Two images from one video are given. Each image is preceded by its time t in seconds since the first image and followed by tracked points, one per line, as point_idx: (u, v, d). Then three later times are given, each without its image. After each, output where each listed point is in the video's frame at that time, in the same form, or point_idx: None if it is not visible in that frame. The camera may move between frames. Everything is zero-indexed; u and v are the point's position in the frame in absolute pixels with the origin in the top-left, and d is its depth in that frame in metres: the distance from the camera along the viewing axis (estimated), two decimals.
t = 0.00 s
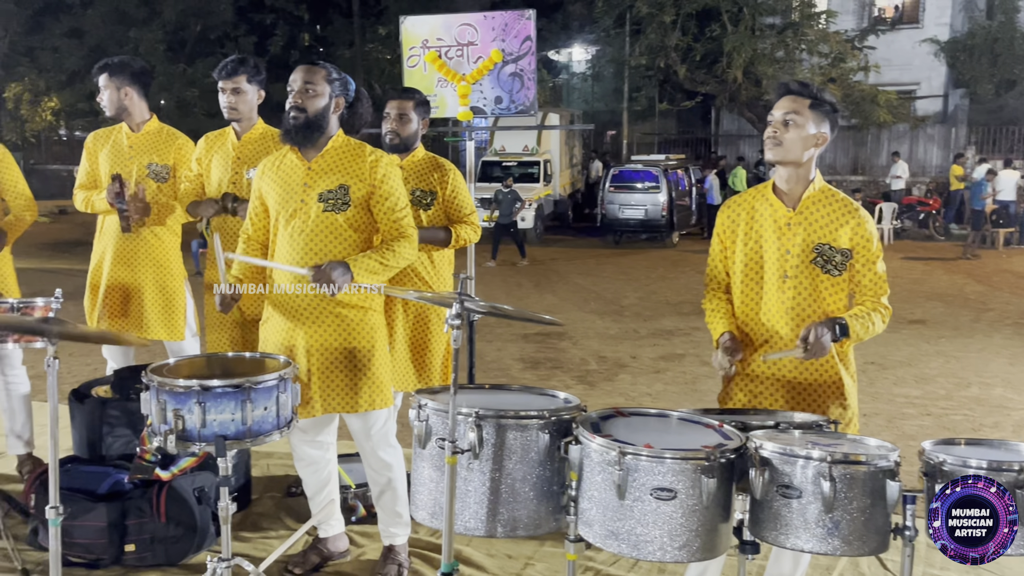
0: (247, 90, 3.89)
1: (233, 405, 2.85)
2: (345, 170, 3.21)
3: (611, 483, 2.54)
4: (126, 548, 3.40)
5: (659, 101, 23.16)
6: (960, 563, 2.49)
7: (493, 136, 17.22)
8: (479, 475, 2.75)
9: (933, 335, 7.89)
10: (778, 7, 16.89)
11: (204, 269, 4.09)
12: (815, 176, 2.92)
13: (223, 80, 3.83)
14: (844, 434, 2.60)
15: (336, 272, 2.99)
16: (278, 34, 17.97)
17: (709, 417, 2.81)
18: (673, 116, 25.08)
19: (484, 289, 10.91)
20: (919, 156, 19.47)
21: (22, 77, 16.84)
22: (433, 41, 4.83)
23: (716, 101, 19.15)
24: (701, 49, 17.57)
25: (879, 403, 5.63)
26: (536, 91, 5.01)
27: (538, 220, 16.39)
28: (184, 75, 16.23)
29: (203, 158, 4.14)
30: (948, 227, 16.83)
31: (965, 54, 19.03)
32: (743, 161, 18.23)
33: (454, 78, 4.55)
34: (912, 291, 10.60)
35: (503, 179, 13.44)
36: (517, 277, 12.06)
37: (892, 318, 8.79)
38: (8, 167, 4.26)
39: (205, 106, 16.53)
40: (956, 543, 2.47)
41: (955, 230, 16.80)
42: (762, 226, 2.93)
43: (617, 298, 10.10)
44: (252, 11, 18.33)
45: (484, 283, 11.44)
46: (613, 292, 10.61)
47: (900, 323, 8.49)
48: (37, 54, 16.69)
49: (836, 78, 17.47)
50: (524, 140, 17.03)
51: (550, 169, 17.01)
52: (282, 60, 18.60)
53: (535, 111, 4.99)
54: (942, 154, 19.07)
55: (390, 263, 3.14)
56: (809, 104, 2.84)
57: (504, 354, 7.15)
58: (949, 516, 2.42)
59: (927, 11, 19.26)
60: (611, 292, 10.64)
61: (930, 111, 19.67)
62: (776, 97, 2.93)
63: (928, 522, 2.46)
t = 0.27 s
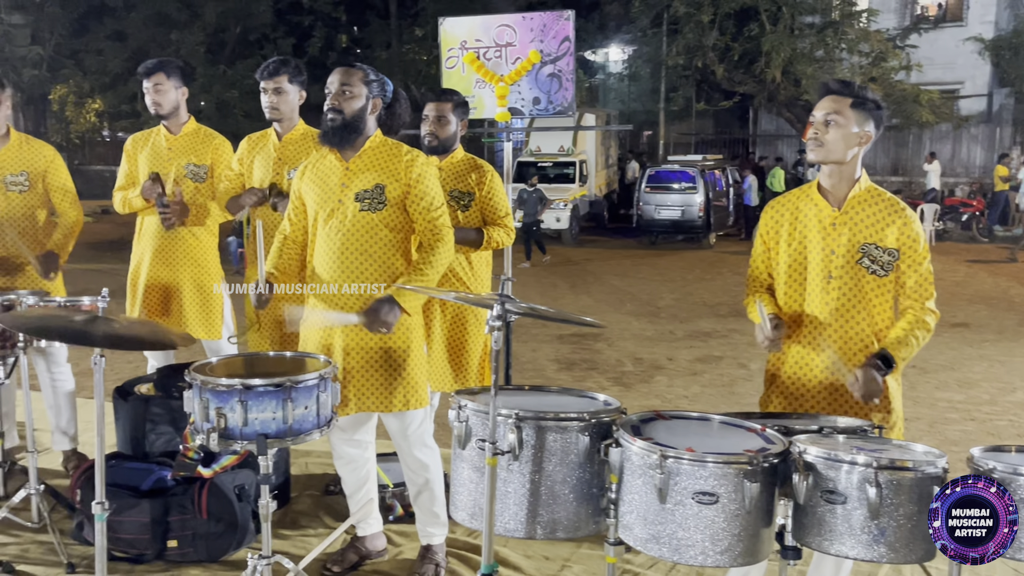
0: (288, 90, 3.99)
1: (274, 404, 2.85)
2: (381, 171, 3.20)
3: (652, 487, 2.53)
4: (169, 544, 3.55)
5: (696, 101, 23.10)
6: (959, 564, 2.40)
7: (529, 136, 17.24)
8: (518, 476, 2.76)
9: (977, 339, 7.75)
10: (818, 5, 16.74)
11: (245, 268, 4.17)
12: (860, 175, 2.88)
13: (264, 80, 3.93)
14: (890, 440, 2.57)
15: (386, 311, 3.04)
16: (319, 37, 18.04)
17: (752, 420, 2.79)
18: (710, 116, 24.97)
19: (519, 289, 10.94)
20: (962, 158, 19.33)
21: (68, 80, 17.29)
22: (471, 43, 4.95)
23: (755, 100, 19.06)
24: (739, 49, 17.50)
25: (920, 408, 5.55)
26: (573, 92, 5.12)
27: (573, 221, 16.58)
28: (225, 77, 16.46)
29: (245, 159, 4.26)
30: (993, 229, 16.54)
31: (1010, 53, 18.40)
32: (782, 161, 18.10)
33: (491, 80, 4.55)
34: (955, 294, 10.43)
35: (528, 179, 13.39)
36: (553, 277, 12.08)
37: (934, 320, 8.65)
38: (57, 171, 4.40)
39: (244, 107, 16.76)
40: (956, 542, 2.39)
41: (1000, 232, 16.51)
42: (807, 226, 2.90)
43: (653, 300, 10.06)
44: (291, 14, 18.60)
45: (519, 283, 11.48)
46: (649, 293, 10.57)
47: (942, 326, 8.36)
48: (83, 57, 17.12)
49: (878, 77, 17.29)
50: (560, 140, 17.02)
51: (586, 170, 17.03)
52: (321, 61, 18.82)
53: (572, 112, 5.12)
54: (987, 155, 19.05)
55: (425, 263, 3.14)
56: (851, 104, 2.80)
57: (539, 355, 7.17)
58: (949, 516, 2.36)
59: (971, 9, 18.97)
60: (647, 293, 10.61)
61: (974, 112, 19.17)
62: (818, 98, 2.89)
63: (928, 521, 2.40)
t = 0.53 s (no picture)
0: (330, 90, 4.07)
1: (316, 402, 2.87)
2: (422, 172, 3.22)
3: (694, 489, 2.52)
4: (210, 539, 3.61)
5: (734, 101, 22.99)
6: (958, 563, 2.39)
7: (565, 136, 17.27)
8: (558, 477, 2.85)
9: None
10: (860, 3, 16.54)
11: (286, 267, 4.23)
12: (909, 178, 2.86)
13: (307, 80, 4.01)
14: (936, 444, 2.53)
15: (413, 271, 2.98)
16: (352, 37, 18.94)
17: (795, 423, 2.77)
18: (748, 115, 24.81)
19: (555, 289, 10.97)
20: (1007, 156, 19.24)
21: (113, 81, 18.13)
22: (510, 43, 5.13)
23: (794, 100, 18.92)
24: (779, 48, 17.39)
25: (964, 412, 5.45)
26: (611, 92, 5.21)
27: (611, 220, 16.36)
28: (264, 78, 16.84)
29: (286, 160, 4.32)
30: None
31: None
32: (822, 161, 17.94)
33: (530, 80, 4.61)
34: (1002, 296, 10.21)
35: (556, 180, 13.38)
36: (588, 277, 12.09)
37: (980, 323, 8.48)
38: (107, 172, 4.49)
39: (283, 108, 17.04)
40: (955, 543, 2.38)
41: None
42: (853, 229, 2.91)
43: (690, 300, 10.02)
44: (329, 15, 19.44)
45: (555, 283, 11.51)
46: (685, 294, 10.53)
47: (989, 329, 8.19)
48: (127, 60, 17.94)
49: (921, 75, 17.04)
50: (596, 140, 16.99)
51: (622, 170, 17.03)
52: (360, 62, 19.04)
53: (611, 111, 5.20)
54: None
55: (465, 261, 3.14)
56: (897, 107, 2.77)
57: (575, 355, 7.19)
58: (950, 516, 2.33)
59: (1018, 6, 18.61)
60: (684, 294, 10.55)
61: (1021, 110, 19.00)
62: (862, 100, 2.88)
63: (928, 523, 2.35)
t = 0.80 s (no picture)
0: (367, 91, 4.13)
1: (356, 400, 2.89)
2: (459, 171, 3.23)
3: (734, 491, 2.50)
4: (250, 535, 3.66)
5: (774, 100, 22.85)
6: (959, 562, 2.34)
7: (602, 136, 17.28)
8: (597, 477, 2.84)
9: None
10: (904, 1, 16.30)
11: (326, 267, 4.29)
12: (958, 178, 2.83)
13: (345, 82, 4.08)
14: (982, 448, 2.48)
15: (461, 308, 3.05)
16: (392, 38, 19.60)
17: (837, 426, 2.74)
18: (788, 115, 24.59)
19: (592, 288, 10.98)
20: None
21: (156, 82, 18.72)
22: (548, 43, 5.15)
23: (835, 99, 18.75)
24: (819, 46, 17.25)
25: (1012, 418, 5.33)
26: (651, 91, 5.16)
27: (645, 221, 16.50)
28: (304, 78, 17.16)
29: (325, 160, 4.36)
30: None
31: None
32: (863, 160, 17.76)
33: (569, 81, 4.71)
34: None
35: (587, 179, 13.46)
36: (625, 277, 12.07)
37: None
38: (153, 172, 4.58)
39: (322, 108, 17.32)
40: (956, 543, 2.35)
41: None
42: (901, 229, 2.88)
43: (728, 302, 9.94)
44: (368, 16, 19.92)
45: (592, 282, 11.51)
46: (723, 295, 10.45)
47: None
48: (170, 61, 18.52)
49: (966, 74, 16.75)
50: (634, 139, 16.92)
51: (659, 170, 17.00)
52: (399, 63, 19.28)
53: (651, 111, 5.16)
54: None
55: (500, 261, 3.14)
56: (941, 107, 2.73)
57: (611, 355, 7.18)
58: (949, 515, 2.32)
59: None
60: (722, 295, 10.47)
61: None
62: (907, 99, 2.85)
63: (928, 521, 2.36)
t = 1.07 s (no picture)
0: (398, 99, 4.18)
1: (392, 398, 2.91)
2: (497, 172, 3.25)
3: (771, 494, 2.47)
4: (288, 531, 3.72)
5: (814, 100, 22.57)
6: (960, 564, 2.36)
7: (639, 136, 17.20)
8: (632, 478, 2.86)
9: None
10: None
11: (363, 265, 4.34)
12: (1000, 179, 2.79)
13: (375, 93, 4.15)
14: None
15: (483, 269, 2.99)
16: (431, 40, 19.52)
17: (875, 429, 2.70)
18: (828, 116, 24.27)
19: (628, 290, 10.94)
20: None
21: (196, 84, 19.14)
22: (586, 43, 5.26)
23: (876, 99, 18.47)
24: (860, 45, 17.00)
25: None
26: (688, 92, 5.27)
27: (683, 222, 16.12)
28: (341, 79, 17.36)
29: (365, 160, 4.45)
30: None
31: None
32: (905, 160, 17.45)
33: (605, 80, 4.65)
34: None
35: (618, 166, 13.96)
36: (661, 278, 12.01)
37: None
38: (197, 172, 4.65)
39: (359, 109, 17.52)
40: (956, 544, 2.37)
41: None
42: (941, 232, 2.87)
43: (766, 304, 9.84)
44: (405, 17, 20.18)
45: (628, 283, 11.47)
46: (761, 296, 10.34)
47: None
48: (211, 62, 18.92)
49: (1012, 72, 16.36)
50: (670, 140, 16.81)
51: (696, 171, 16.90)
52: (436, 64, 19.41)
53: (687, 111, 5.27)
54: None
55: (535, 262, 3.15)
56: (980, 109, 2.72)
57: (647, 357, 7.15)
58: (949, 516, 2.34)
59: None
60: (760, 296, 10.37)
61: None
62: (948, 101, 2.83)
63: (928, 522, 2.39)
